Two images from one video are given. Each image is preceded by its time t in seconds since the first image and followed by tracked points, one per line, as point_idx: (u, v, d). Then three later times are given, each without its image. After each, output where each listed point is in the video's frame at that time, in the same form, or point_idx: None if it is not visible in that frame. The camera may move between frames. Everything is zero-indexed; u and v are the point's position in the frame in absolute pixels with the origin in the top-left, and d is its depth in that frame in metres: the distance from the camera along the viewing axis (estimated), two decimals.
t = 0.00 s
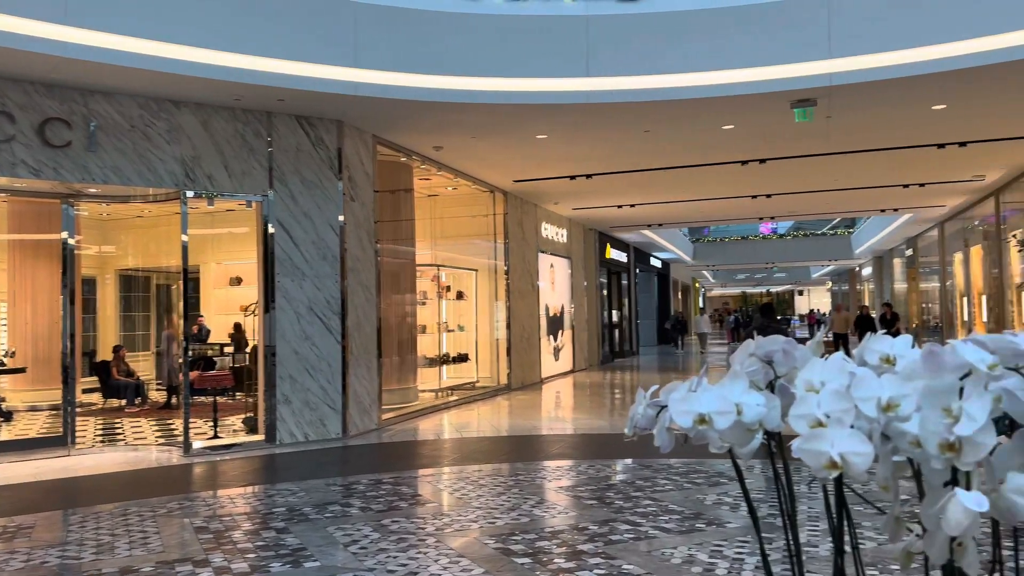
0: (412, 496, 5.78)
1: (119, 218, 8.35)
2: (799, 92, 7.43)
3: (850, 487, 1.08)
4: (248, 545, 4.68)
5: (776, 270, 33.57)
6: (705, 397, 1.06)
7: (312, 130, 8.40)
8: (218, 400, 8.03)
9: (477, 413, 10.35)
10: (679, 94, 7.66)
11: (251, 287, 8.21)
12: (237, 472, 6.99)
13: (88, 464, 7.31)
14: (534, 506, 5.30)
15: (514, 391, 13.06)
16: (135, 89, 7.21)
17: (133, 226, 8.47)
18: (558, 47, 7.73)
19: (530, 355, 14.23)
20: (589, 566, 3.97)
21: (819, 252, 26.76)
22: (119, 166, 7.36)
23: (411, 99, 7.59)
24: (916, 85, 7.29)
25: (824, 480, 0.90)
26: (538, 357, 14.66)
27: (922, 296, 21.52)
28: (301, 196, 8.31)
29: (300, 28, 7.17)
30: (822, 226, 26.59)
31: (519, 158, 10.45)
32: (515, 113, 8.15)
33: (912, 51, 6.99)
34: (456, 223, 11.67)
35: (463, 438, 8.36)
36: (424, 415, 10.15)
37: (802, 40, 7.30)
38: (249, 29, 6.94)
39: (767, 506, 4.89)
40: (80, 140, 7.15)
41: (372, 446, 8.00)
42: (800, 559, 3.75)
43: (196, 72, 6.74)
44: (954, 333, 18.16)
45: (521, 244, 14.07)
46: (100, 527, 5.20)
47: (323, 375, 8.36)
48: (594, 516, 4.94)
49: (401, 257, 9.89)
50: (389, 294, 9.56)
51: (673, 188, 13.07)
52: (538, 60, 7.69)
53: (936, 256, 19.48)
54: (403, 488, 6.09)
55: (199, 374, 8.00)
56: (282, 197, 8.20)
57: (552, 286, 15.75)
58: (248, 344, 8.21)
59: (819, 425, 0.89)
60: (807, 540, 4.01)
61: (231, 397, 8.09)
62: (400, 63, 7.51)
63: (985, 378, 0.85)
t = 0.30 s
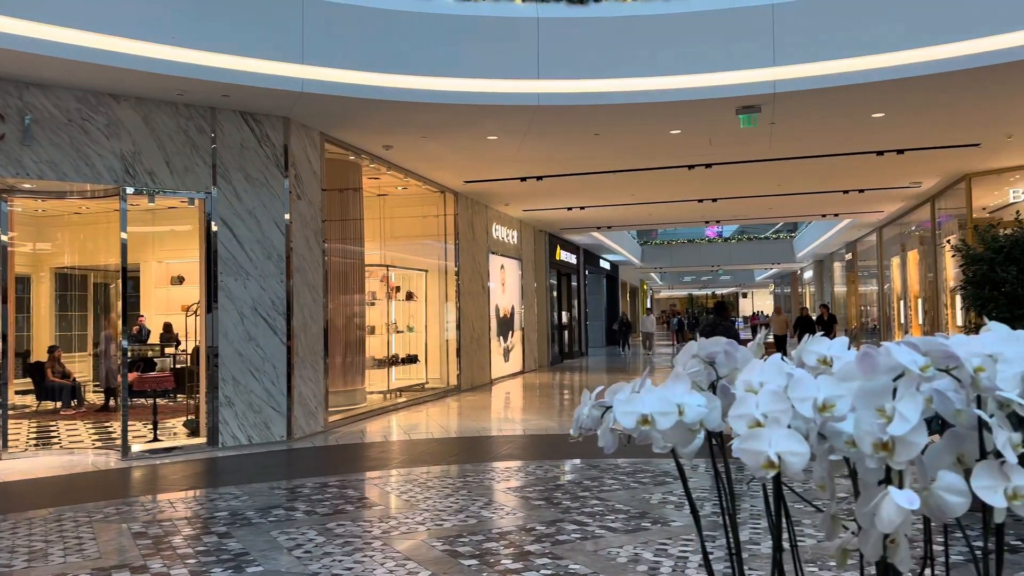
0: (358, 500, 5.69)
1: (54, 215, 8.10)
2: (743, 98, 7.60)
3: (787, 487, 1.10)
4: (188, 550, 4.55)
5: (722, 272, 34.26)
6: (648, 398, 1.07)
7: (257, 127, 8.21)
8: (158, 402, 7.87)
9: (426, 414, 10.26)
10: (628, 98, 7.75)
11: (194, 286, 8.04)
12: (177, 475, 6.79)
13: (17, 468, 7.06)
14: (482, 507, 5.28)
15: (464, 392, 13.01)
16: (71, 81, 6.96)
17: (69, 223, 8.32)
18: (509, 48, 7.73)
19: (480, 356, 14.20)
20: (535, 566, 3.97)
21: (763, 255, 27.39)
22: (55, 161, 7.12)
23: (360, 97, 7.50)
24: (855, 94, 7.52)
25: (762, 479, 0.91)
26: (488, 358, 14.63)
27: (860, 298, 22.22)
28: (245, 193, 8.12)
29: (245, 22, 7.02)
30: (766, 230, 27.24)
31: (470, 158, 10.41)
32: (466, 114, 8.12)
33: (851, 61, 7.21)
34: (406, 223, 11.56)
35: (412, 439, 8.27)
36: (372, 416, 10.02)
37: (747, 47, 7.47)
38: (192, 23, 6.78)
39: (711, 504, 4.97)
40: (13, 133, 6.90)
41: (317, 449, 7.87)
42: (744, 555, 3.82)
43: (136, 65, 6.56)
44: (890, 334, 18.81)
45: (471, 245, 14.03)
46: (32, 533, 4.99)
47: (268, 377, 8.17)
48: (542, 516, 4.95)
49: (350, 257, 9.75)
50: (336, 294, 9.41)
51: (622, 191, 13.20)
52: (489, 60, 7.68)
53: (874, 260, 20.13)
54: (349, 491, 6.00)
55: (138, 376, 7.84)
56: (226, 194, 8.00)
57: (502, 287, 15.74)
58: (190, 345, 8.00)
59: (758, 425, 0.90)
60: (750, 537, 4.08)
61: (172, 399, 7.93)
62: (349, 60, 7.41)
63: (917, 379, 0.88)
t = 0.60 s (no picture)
0: (310, 504, 5.60)
1: None
2: (697, 104, 7.72)
3: (733, 493, 1.11)
4: (133, 557, 4.41)
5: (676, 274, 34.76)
6: (597, 404, 1.06)
7: (209, 124, 8.03)
8: (104, 405, 7.67)
9: (380, 417, 10.17)
10: (584, 102, 7.81)
11: (142, 286, 7.85)
12: (123, 480, 6.58)
13: None
14: (436, 511, 5.25)
15: (419, 394, 12.93)
16: (13, 74, 6.70)
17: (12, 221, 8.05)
18: (467, 50, 7.71)
19: (435, 358, 14.12)
20: (489, 569, 3.96)
21: (716, 259, 27.87)
22: None
23: (315, 96, 7.41)
24: (804, 102, 7.69)
25: (709, 486, 0.92)
26: (444, 359, 14.57)
27: (809, 301, 22.77)
28: (196, 192, 7.93)
29: (197, 17, 6.87)
30: (719, 234, 27.70)
31: (427, 159, 10.36)
32: (423, 114, 8.07)
33: (801, 70, 7.38)
34: (361, 223, 11.43)
35: (365, 442, 8.19)
36: (325, 419, 9.88)
37: (702, 54, 7.58)
38: (141, 17, 6.61)
39: (664, 505, 5.02)
40: None
41: (268, 452, 7.72)
42: (696, 554, 3.87)
43: (81, 59, 6.36)
44: (837, 336, 19.30)
45: (428, 246, 13.95)
46: None
47: (217, 380, 7.99)
48: (496, 519, 4.94)
49: (303, 257, 9.59)
50: (288, 294, 9.25)
51: (579, 194, 13.28)
52: (446, 61, 7.64)
53: (823, 263, 20.64)
54: (301, 496, 5.89)
55: (83, 378, 7.61)
56: (174, 193, 7.81)
57: (458, 288, 15.69)
58: (136, 346, 7.87)
59: (704, 432, 0.90)
60: (702, 537, 4.14)
61: (118, 402, 7.72)
62: (303, 58, 7.30)
63: (859, 387, 0.89)
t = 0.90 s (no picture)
0: (263, 509, 5.50)
1: None
2: (655, 109, 7.80)
3: (680, 502, 1.12)
4: (78, 565, 4.27)
5: (635, 277, 35.08)
6: (547, 413, 1.06)
7: (162, 122, 7.84)
8: (51, 408, 7.44)
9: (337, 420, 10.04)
10: (544, 105, 7.83)
11: (92, 286, 7.63)
12: (69, 486, 6.38)
13: None
14: (391, 515, 5.20)
15: (377, 397, 12.80)
16: None
17: None
18: (427, 51, 7.67)
19: (394, 359, 14.01)
20: (444, 574, 3.94)
21: (674, 261, 28.22)
22: None
23: (271, 94, 7.30)
24: (759, 109, 7.84)
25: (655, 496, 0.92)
26: (403, 361, 14.46)
27: (764, 304, 23.20)
28: (147, 191, 7.74)
29: (149, 13, 6.72)
30: (677, 237, 28.06)
31: (386, 160, 10.28)
32: (382, 115, 8.00)
33: (756, 77, 7.51)
34: (318, 223, 11.27)
35: (321, 446, 8.08)
36: (280, 422, 9.72)
37: (660, 60, 7.67)
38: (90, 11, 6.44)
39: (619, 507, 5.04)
40: None
41: (221, 456, 7.56)
42: (650, 557, 3.89)
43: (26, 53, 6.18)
44: (791, 338, 19.69)
45: (387, 246, 13.82)
46: None
47: (168, 382, 7.80)
48: (453, 523, 4.92)
49: (258, 257, 9.42)
50: (243, 295, 9.08)
51: (539, 196, 13.32)
52: (405, 62, 7.59)
53: (777, 267, 21.04)
54: (254, 501, 5.78)
55: (28, 381, 7.35)
56: (125, 191, 7.62)
57: (418, 290, 15.59)
58: (85, 348, 7.61)
59: (651, 443, 0.91)
60: (657, 539, 4.17)
61: (64, 404, 7.49)
62: (259, 56, 7.18)
63: (802, 397, 0.90)
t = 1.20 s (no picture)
0: (224, 514, 5.41)
1: None
2: (623, 112, 7.85)
3: (637, 508, 1.12)
4: (32, 572, 4.16)
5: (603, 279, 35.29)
6: (505, 420, 1.05)
7: (123, 119, 7.68)
8: (6, 410, 7.45)
9: (302, 422, 9.93)
10: (513, 107, 7.84)
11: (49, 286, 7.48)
12: (25, 490, 6.21)
13: None
14: (355, 519, 5.15)
15: (343, 399, 12.69)
16: None
17: None
18: (394, 50, 7.62)
19: (361, 361, 13.90)
20: None
21: (642, 264, 28.45)
22: None
23: (235, 92, 7.20)
24: (725, 114, 7.94)
25: (609, 502, 0.92)
26: (369, 362, 14.36)
27: (729, 306, 23.50)
28: (107, 189, 7.58)
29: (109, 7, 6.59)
30: (644, 239, 28.29)
31: (353, 159, 10.19)
32: (348, 114, 7.93)
33: (721, 82, 7.61)
34: (284, 223, 11.13)
35: (285, 449, 7.98)
36: (243, 425, 9.58)
37: (627, 64, 7.73)
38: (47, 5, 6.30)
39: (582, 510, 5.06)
40: None
41: (183, 460, 7.43)
42: (613, 559, 3.92)
43: None
44: (756, 339, 19.96)
45: (354, 246, 13.70)
46: None
47: (128, 384, 7.63)
48: (417, 526, 4.89)
49: (221, 257, 9.27)
50: (205, 295, 8.93)
51: (507, 198, 13.31)
52: (372, 61, 7.55)
53: (742, 270, 21.33)
54: (215, 505, 5.69)
55: None
56: (84, 189, 7.45)
57: (385, 291, 15.49)
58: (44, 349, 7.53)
59: (605, 449, 0.91)
60: (620, 541, 4.20)
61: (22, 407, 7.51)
62: (224, 53, 7.09)
63: (755, 403, 0.91)
